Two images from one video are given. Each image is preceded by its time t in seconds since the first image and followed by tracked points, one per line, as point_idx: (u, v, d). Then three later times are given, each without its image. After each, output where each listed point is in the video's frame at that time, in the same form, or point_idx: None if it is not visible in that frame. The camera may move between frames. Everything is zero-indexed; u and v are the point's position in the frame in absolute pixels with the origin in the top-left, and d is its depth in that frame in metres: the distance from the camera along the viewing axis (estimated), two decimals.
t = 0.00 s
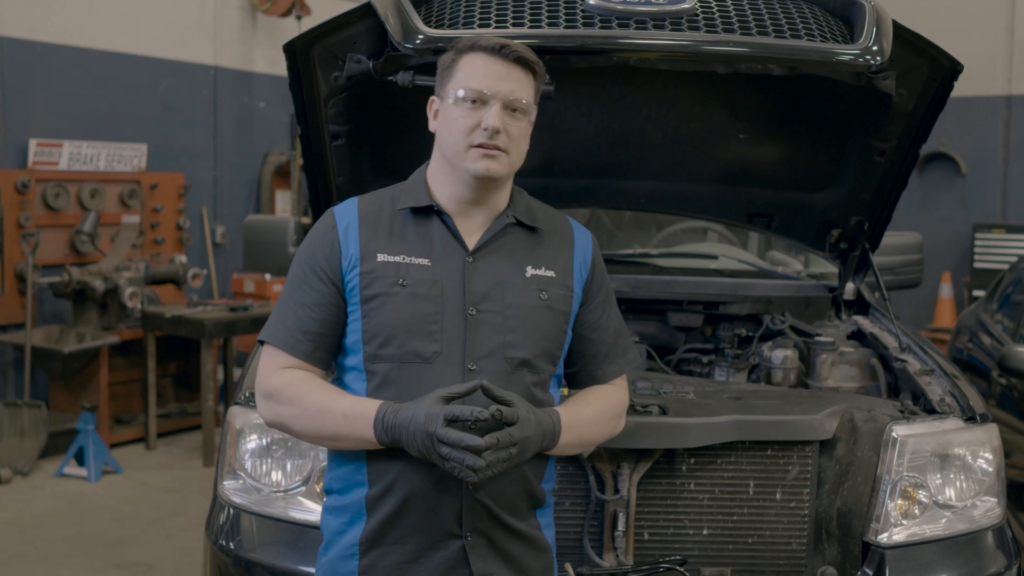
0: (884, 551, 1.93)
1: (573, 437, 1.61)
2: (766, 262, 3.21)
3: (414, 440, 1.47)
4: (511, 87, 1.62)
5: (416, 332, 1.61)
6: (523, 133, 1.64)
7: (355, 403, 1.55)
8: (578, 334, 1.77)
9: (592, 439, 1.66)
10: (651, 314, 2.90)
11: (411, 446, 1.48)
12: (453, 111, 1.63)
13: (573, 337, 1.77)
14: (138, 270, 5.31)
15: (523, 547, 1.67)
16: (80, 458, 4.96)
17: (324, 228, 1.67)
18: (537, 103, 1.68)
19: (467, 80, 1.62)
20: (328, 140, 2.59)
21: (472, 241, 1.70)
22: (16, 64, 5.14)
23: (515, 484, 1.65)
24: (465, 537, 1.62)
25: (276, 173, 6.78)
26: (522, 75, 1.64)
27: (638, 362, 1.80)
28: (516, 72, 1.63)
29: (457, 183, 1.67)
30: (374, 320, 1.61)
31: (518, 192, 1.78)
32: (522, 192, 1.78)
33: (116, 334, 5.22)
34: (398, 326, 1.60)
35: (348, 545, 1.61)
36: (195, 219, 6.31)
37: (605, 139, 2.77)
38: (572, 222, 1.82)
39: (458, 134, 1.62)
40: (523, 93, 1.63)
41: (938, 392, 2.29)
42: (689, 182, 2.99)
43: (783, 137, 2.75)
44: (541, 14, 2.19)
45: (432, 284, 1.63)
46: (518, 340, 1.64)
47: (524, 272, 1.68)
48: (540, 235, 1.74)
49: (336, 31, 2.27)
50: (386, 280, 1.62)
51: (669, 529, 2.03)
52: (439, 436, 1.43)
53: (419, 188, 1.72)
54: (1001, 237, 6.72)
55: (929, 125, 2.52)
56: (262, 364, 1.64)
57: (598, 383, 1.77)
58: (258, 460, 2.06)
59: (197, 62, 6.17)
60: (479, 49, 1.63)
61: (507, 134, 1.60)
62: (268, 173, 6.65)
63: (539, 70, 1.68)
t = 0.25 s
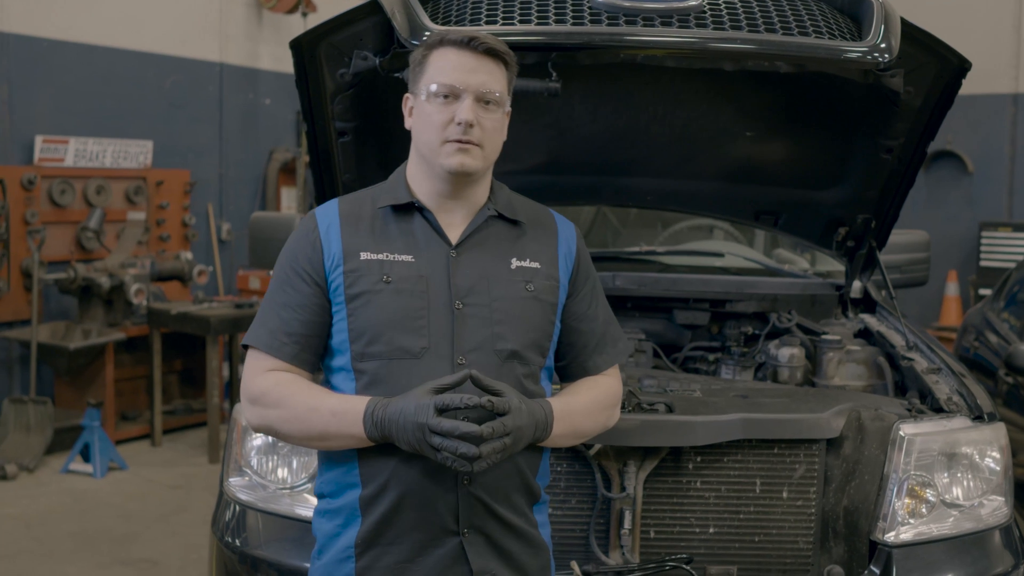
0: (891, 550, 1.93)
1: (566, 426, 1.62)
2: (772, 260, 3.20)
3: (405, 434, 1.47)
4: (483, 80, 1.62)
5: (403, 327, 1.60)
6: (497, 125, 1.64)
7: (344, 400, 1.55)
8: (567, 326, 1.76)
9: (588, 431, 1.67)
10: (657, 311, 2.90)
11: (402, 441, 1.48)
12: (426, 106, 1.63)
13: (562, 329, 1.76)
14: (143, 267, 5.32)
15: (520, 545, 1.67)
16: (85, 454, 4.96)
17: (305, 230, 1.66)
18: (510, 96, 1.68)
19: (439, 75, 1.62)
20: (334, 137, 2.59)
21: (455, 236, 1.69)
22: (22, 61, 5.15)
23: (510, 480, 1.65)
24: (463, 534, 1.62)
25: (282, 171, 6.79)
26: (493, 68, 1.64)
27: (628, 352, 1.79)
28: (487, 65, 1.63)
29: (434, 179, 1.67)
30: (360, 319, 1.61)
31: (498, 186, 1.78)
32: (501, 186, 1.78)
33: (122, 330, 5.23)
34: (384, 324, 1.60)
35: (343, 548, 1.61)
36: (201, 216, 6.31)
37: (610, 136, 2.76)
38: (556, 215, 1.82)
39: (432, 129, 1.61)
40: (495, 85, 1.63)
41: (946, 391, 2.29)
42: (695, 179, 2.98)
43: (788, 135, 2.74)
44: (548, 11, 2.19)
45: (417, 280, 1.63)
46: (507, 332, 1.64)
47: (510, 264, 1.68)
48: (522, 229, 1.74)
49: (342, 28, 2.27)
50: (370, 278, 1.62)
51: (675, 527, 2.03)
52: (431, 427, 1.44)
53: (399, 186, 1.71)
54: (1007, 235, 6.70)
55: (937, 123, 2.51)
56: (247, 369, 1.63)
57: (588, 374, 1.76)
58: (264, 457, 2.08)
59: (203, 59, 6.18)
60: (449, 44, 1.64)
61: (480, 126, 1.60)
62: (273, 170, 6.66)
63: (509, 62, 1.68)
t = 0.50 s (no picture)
0: (896, 549, 1.91)
1: (562, 419, 1.62)
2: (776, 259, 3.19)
3: (395, 432, 1.46)
4: (464, 77, 1.61)
5: (391, 321, 1.60)
6: (481, 122, 1.63)
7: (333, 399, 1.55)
8: (558, 319, 1.76)
9: (585, 425, 1.67)
10: (661, 310, 2.90)
11: (393, 439, 1.47)
12: (408, 105, 1.62)
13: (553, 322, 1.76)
14: (148, 265, 5.33)
15: (518, 543, 1.67)
16: (89, 453, 4.97)
17: (291, 229, 1.67)
18: (494, 90, 1.67)
19: (420, 72, 1.61)
20: (339, 135, 2.59)
21: (442, 230, 1.69)
22: (26, 60, 5.16)
23: (505, 477, 1.65)
24: (457, 531, 1.61)
25: (286, 169, 6.79)
26: (475, 65, 1.63)
27: (622, 345, 1.79)
28: (468, 61, 1.62)
29: (420, 176, 1.67)
30: (347, 315, 1.61)
31: (485, 181, 1.78)
32: (489, 181, 1.78)
33: (126, 329, 5.24)
34: (372, 319, 1.60)
35: (341, 547, 1.62)
36: (206, 215, 6.32)
37: (615, 134, 2.76)
38: (544, 209, 1.82)
39: (414, 128, 1.61)
40: (476, 81, 1.62)
41: (951, 389, 2.29)
42: (699, 178, 2.98)
43: (792, 133, 2.74)
44: (553, 9, 2.19)
45: (404, 274, 1.63)
46: (496, 324, 1.64)
47: (498, 257, 1.68)
48: (510, 222, 1.74)
49: (346, 26, 2.27)
50: (357, 273, 1.62)
51: (679, 526, 2.03)
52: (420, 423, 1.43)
53: (385, 183, 1.71)
54: (1012, 234, 6.68)
55: (942, 121, 2.51)
56: (236, 370, 1.63)
57: (581, 367, 1.75)
58: (268, 456, 2.08)
59: (208, 57, 6.19)
60: (429, 40, 1.62)
61: (462, 124, 1.59)
62: (277, 168, 6.67)
63: (491, 56, 1.66)
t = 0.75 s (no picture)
0: (897, 549, 1.91)
1: (565, 419, 1.61)
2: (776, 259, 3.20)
3: (382, 439, 1.46)
4: (456, 74, 1.61)
5: (386, 324, 1.61)
6: (473, 119, 1.63)
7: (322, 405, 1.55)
8: (555, 319, 1.76)
9: (586, 426, 1.67)
10: (662, 311, 2.90)
11: (380, 445, 1.47)
12: (400, 103, 1.63)
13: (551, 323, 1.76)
14: (149, 267, 5.33)
15: (515, 544, 1.67)
16: (91, 454, 4.98)
17: (286, 237, 1.68)
18: (486, 88, 1.67)
19: (412, 70, 1.62)
20: (339, 137, 2.59)
21: (437, 231, 1.69)
22: (27, 62, 5.17)
23: (502, 478, 1.65)
24: (456, 534, 1.61)
25: (287, 171, 6.80)
26: (466, 62, 1.64)
27: (621, 344, 1.79)
28: (459, 59, 1.63)
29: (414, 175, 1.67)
30: (342, 319, 1.62)
31: (481, 182, 1.78)
32: (484, 182, 1.78)
33: (128, 331, 5.24)
34: (366, 322, 1.60)
35: (339, 550, 1.63)
36: (207, 216, 6.33)
37: (614, 135, 2.76)
38: (541, 209, 1.82)
39: (407, 125, 1.61)
40: (468, 78, 1.62)
41: (951, 389, 2.29)
42: (699, 179, 2.98)
43: (791, 133, 2.74)
44: (552, 10, 2.19)
45: (398, 276, 1.63)
46: (492, 325, 1.64)
47: (494, 257, 1.68)
48: (504, 223, 1.74)
49: (346, 28, 2.28)
50: (351, 278, 1.63)
51: (680, 526, 2.03)
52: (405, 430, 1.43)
53: (379, 186, 1.72)
54: (1014, 234, 6.68)
55: (941, 121, 2.51)
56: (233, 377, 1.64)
57: (582, 366, 1.76)
58: (269, 458, 2.08)
59: (209, 59, 6.19)
60: (421, 38, 1.63)
61: (454, 120, 1.59)
62: (278, 170, 6.67)
63: (483, 54, 1.67)
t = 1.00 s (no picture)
0: (893, 551, 1.92)
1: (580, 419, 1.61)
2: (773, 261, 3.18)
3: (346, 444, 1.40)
4: (454, 79, 1.62)
5: (385, 329, 1.61)
6: (471, 124, 1.63)
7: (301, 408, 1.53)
8: (555, 322, 1.77)
9: (598, 426, 1.66)
10: (658, 313, 2.90)
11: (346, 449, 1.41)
12: (399, 107, 1.63)
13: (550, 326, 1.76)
14: (147, 271, 5.33)
15: (512, 548, 1.67)
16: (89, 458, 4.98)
17: (285, 240, 1.69)
18: (485, 93, 1.67)
19: (411, 74, 1.62)
20: (336, 140, 2.59)
21: (437, 236, 1.69)
22: (25, 66, 5.17)
23: (501, 482, 1.65)
24: (454, 538, 1.62)
25: (285, 174, 6.80)
26: (466, 66, 1.64)
27: (620, 346, 1.80)
28: (458, 63, 1.63)
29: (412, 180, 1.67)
30: (341, 323, 1.62)
31: (481, 185, 1.78)
32: (483, 184, 1.79)
33: (125, 334, 5.24)
34: (365, 327, 1.61)
35: (337, 553, 1.63)
36: (205, 220, 6.33)
37: (611, 138, 2.77)
38: (541, 212, 1.82)
39: (404, 129, 1.61)
40: (467, 83, 1.63)
41: (947, 391, 2.29)
42: (696, 181, 2.99)
43: (788, 135, 2.74)
44: (548, 13, 2.20)
45: (398, 281, 1.64)
46: (491, 330, 1.64)
47: (494, 261, 1.69)
48: (504, 226, 1.74)
49: (342, 31, 2.28)
50: (350, 282, 1.63)
51: (676, 529, 2.03)
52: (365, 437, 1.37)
53: (379, 189, 1.72)
54: (1011, 235, 6.69)
55: (937, 122, 2.51)
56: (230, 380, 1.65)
57: (583, 369, 1.76)
58: (265, 461, 2.08)
59: (206, 63, 6.20)
60: (420, 42, 1.63)
61: (452, 126, 1.59)
62: (276, 173, 6.68)
63: (482, 59, 1.67)
